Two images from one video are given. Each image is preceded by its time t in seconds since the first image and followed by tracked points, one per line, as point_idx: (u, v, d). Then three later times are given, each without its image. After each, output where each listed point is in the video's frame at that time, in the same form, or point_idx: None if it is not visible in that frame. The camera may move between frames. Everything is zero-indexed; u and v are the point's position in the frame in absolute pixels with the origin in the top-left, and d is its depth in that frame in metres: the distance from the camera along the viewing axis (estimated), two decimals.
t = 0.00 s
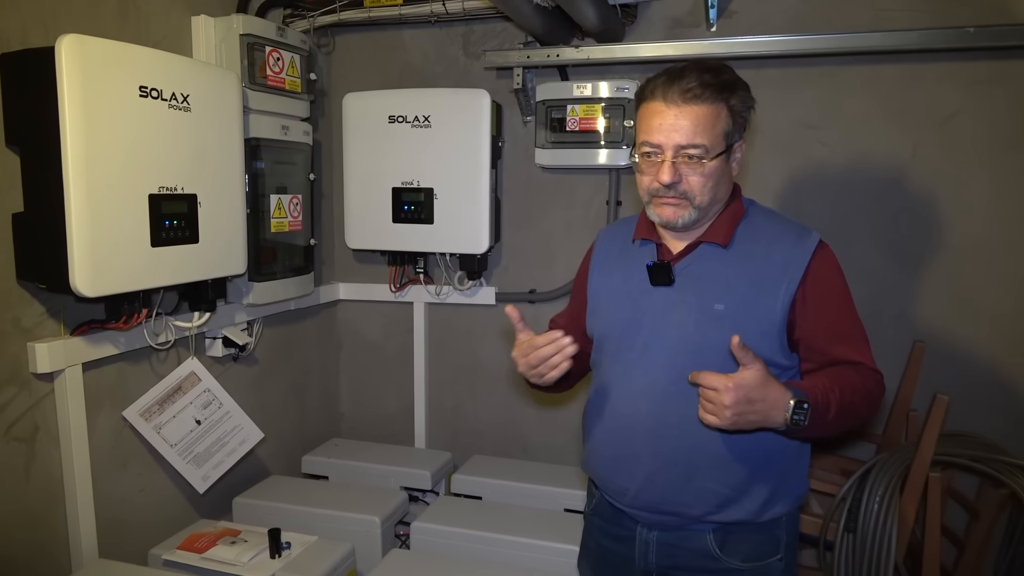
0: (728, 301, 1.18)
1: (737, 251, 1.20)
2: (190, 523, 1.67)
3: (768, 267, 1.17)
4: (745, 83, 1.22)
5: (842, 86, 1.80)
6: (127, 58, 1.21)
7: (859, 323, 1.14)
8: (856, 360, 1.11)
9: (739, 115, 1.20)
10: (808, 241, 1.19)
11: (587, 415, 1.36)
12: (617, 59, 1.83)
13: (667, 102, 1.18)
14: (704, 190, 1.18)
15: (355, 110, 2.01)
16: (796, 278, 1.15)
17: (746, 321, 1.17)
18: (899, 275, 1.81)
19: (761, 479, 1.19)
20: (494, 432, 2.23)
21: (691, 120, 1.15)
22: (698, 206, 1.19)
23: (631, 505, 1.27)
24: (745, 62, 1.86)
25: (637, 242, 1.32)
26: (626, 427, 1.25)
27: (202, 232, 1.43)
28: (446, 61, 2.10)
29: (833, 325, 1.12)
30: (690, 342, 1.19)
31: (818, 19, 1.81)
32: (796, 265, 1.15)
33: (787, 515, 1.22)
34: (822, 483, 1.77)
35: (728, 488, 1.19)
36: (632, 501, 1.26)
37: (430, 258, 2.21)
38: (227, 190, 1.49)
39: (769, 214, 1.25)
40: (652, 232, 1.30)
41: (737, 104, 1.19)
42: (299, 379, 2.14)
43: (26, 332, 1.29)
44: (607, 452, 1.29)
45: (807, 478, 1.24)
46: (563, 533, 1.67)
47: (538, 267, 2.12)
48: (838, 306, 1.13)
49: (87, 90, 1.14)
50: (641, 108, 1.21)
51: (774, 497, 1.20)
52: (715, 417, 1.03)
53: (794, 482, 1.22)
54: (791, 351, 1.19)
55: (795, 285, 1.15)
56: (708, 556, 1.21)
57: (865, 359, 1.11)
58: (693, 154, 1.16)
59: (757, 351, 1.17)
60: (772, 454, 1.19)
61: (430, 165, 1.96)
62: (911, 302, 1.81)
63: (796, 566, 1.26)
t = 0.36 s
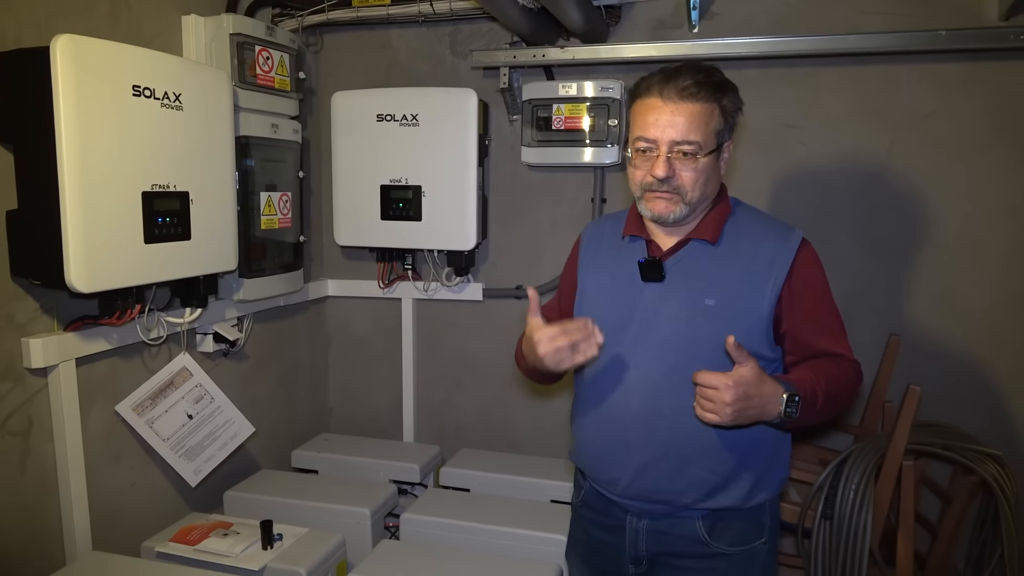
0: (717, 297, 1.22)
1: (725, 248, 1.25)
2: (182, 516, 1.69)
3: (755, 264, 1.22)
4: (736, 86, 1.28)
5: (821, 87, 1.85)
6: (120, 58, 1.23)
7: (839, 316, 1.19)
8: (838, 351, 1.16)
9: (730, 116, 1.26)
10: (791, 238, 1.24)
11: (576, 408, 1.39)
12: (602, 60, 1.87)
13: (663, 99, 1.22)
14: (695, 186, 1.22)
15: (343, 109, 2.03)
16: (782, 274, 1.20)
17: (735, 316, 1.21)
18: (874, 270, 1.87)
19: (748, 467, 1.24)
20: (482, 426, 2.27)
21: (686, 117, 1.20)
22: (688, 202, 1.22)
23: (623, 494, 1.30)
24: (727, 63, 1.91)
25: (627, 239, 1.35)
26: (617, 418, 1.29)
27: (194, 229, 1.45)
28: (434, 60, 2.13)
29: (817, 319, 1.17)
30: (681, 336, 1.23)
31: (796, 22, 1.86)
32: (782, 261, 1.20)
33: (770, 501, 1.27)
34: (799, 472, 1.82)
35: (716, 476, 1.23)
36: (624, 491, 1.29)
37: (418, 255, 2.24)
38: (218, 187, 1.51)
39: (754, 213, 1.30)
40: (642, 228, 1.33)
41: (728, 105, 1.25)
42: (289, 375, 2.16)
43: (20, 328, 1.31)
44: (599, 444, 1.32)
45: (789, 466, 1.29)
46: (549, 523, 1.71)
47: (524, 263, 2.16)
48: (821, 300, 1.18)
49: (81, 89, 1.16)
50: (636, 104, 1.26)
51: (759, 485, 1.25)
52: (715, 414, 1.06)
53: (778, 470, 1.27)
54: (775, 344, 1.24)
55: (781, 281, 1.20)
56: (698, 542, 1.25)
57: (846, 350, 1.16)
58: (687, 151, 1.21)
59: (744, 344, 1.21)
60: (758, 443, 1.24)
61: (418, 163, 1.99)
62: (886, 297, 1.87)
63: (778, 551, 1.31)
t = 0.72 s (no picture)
0: (707, 289, 1.26)
1: (715, 241, 1.28)
2: (178, 508, 1.71)
3: (744, 256, 1.26)
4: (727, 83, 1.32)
5: (806, 84, 1.89)
6: (115, 55, 1.24)
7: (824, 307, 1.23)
8: (824, 341, 1.19)
9: (722, 110, 1.30)
10: (777, 232, 1.27)
11: (568, 400, 1.42)
12: (591, 57, 1.90)
13: (662, 89, 1.25)
14: (693, 175, 1.25)
15: (335, 105, 2.05)
16: (769, 267, 1.23)
17: (725, 308, 1.25)
18: (858, 264, 1.91)
19: (736, 455, 1.28)
20: (473, 419, 2.30)
21: (686, 107, 1.23)
22: (686, 190, 1.25)
23: (614, 483, 1.33)
24: (714, 61, 1.94)
25: (619, 233, 1.37)
26: (609, 408, 1.32)
27: (189, 224, 1.46)
28: (425, 57, 2.15)
29: (802, 310, 1.21)
30: (672, 328, 1.27)
31: (782, 20, 1.89)
32: (769, 254, 1.24)
33: (757, 488, 1.31)
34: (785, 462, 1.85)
35: (705, 464, 1.26)
36: (615, 480, 1.33)
37: (410, 250, 2.26)
38: (212, 182, 1.53)
39: (741, 207, 1.34)
40: (633, 222, 1.36)
41: (720, 98, 1.29)
42: (282, 369, 2.18)
43: (16, 322, 1.32)
44: (592, 434, 1.35)
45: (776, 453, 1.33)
46: (541, 513, 1.74)
47: (515, 258, 2.19)
48: (806, 291, 1.21)
49: (77, 85, 1.17)
50: (634, 95, 1.28)
51: (746, 472, 1.28)
52: (706, 404, 1.08)
53: (764, 457, 1.30)
54: (763, 335, 1.28)
55: (768, 273, 1.23)
56: (687, 528, 1.28)
57: (831, 340, 1.20)
58: (686, 139, 1.24)
59: (733, 335, 1.25)
60: (745, 431, 1.27)
61: (409, 159, 2.01)
62: (869, 290, 1.91)
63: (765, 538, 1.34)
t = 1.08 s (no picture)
0: (695, 283, 1.28)
1: (702, 235, 1.30)
2: (174, 503, 1.72)
3: (730, 250, 1.28)
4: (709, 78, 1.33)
5: (796, 81, 1.91)
6: (110, 52, 1.25)
7: (810, 300, 1.25)
8: (810, 334, 1.21)
9: (703, 106, 1.31)
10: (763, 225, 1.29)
11: (560, 393, 1.44)
12: (583, 54, 1.94)
13: (639, 87, 1.27)
14: (672, 170, 1.26)
15: (329, 102, 2.06)
16: (755, 261, 1.25)
17: (713, 302, 1.27)
18: (846, 259, 1.94)
19: (724, 447, 1.30)
20: (467, 414, 2.31)
21: (662, 104, 1.25)
22: (665, 186, 1.27)
23: (605, 474, 1.35)
24: (705, 58, 1.96)
25: (608, 228, 1.39)
26: (600, 401, 1.34)
27: (183, 220, 1.47)
28: (418, 54, 2.16)
29: (788, 303, 1.23)
30: (661, 321, 1.29)
31: (771, 18, 1.91)
32: (755, 248, 1.26)
33: (746, 479, 1.33)
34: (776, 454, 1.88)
35: (695, 455, 1.28)
36: (606, 471, 1.35)
37: (403, 247, 2.27)
38: (207, 179, 1.54)
39: (727, 201, 1.36)
40: (621, 218, 1.37)
41: (701, 95, 1.30)
42: (276, 365, 2.19)
43: (12, 318, 1.33)
44: (583, 427, 1.37)
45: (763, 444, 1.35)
46: (534, 507, 1.76)
47: (508, 254, 2.20)
48: (791, 285, 1.24)
49: (72, 82, 1.18)
50: (614, 94, 1.30)
51: (734, 464, 1.31)
52: (692, 397, 1.10)
53: (752, 448, 1.33)
54: (750, 328, 1.30)
55: (754, 267, 1.26)
56: (677, 519, 1.30)
57: (817, 332, 1.22)
58: (663, 136, 1.25)
59: (720, 328, 1.27)
60: (733, 423, 1.30)
61: (402, 156, 2.02)
62: (857, 284, 1.94)
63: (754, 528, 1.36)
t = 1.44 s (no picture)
0: (689, 280, 1.29)
1: (697, 232, 1.31)
2: (168, 499, 1.72)
3: (724, 247, 1.29)
4: (705, 76, 1.34)
5: (786, 78, 1.93)
6: (103, 48, 1.25)
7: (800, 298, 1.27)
8: (800, 332, 1.23)
9: (700, 103, 1.31)
10: (757, 224, 1.31)
11: (553, 388, 1.45)
12: (576, 52, 1.94)
13: (634, 84, 1.28)
14: (665, 167, 1.27)
15: (322, 99, 2.06)
16: (749, 258, 1.27)
17: (706, 298, 1.28)
18: (838, 256, 1.96)
19: (714, 441, 1.31)
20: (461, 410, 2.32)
21: (656, 101, 1.26)
22: (658, 182, 1.28)
23: (596, 468, 1.37)
24: (696, 55, 1.97)
25: (603, 224, 1.40)
26: (592, 395, 1.35)
27: (178, 217, 1.47)
28: (411, 51, 2.17)
29: (779, 301, 1.24)
30: (655, 317, 1.30)
31: (763, 16, 1.93)
32: (748, 245, 1.27)
33: (735, 473, 1.35)
34: (768, 448, 1.89)
35: (686, 449, 1.30)
36: (597, 464, 1.36)
37: (397, 243, 2.28)
38: (201, 175, 1.54)
39: (722, 199, 1.37)
40: (616, 213, 1.38)
41: (697, 92, 1.31)
42: (270, 362, 2.19)
43: (6, 315, 1.33)
44: (575, 421, 1.38)
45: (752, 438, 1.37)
46: (527, 500, 1.78)
47: (501, 250, 2.21)
48: (783, 283, 1.25)
49: (66, 78, 1.18)
50: (610, 91, 1.31)
51: (724, 458, 1.32)
52: (687, 394, 1.11)
53: (741, 442, 1.34)
54: (742, 324, 1.32)
55: (748, 264, 1.27)
56: (667, 512, 1.31)
57: (807, 330, 1.23)
58: (656, 132, 1.26)
59: (714, 324, 1.29)
60: (724, 417, 1.31)
61: (396, 152, 2.03)
62: (847, 280, 1.96)
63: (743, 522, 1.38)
